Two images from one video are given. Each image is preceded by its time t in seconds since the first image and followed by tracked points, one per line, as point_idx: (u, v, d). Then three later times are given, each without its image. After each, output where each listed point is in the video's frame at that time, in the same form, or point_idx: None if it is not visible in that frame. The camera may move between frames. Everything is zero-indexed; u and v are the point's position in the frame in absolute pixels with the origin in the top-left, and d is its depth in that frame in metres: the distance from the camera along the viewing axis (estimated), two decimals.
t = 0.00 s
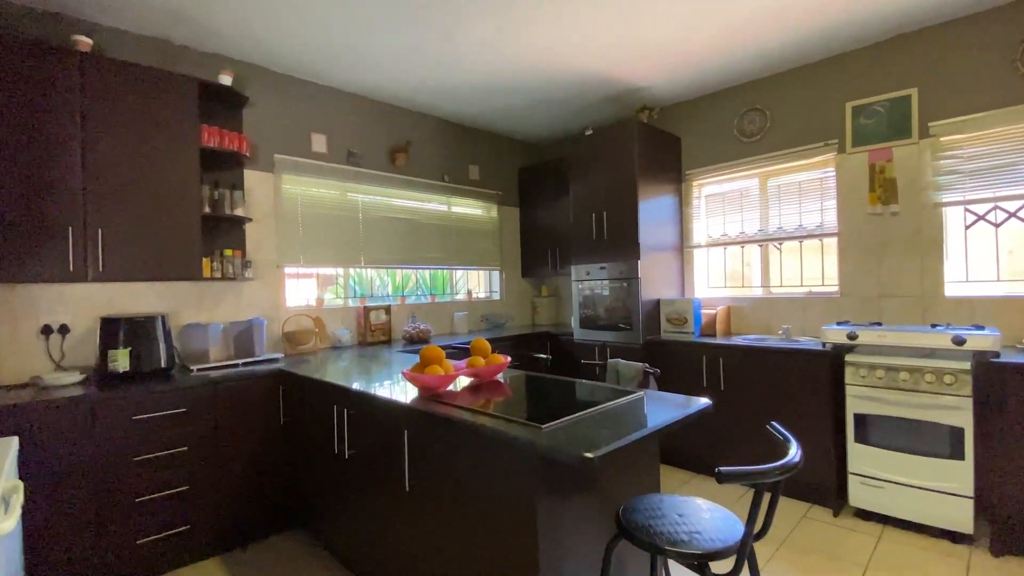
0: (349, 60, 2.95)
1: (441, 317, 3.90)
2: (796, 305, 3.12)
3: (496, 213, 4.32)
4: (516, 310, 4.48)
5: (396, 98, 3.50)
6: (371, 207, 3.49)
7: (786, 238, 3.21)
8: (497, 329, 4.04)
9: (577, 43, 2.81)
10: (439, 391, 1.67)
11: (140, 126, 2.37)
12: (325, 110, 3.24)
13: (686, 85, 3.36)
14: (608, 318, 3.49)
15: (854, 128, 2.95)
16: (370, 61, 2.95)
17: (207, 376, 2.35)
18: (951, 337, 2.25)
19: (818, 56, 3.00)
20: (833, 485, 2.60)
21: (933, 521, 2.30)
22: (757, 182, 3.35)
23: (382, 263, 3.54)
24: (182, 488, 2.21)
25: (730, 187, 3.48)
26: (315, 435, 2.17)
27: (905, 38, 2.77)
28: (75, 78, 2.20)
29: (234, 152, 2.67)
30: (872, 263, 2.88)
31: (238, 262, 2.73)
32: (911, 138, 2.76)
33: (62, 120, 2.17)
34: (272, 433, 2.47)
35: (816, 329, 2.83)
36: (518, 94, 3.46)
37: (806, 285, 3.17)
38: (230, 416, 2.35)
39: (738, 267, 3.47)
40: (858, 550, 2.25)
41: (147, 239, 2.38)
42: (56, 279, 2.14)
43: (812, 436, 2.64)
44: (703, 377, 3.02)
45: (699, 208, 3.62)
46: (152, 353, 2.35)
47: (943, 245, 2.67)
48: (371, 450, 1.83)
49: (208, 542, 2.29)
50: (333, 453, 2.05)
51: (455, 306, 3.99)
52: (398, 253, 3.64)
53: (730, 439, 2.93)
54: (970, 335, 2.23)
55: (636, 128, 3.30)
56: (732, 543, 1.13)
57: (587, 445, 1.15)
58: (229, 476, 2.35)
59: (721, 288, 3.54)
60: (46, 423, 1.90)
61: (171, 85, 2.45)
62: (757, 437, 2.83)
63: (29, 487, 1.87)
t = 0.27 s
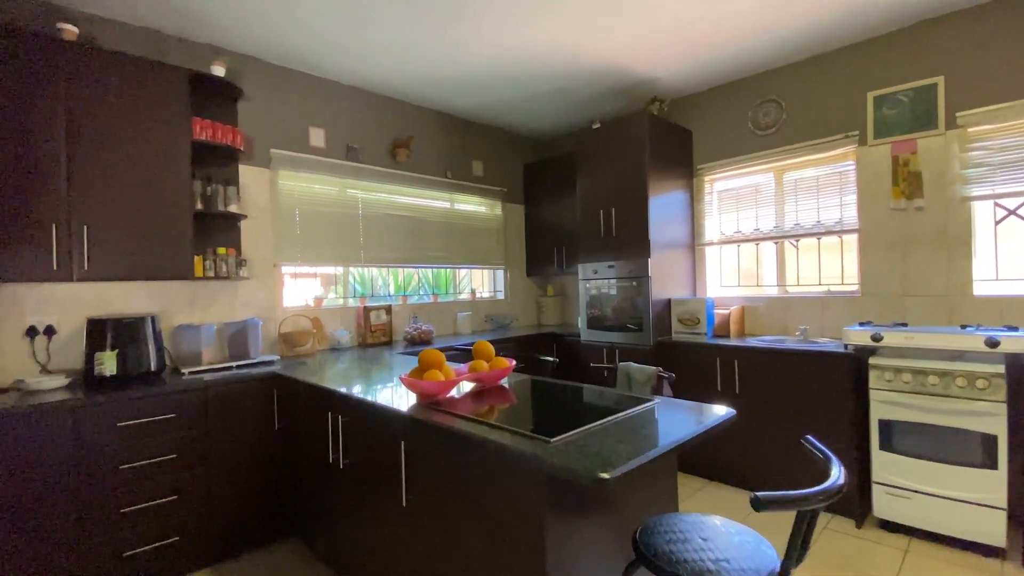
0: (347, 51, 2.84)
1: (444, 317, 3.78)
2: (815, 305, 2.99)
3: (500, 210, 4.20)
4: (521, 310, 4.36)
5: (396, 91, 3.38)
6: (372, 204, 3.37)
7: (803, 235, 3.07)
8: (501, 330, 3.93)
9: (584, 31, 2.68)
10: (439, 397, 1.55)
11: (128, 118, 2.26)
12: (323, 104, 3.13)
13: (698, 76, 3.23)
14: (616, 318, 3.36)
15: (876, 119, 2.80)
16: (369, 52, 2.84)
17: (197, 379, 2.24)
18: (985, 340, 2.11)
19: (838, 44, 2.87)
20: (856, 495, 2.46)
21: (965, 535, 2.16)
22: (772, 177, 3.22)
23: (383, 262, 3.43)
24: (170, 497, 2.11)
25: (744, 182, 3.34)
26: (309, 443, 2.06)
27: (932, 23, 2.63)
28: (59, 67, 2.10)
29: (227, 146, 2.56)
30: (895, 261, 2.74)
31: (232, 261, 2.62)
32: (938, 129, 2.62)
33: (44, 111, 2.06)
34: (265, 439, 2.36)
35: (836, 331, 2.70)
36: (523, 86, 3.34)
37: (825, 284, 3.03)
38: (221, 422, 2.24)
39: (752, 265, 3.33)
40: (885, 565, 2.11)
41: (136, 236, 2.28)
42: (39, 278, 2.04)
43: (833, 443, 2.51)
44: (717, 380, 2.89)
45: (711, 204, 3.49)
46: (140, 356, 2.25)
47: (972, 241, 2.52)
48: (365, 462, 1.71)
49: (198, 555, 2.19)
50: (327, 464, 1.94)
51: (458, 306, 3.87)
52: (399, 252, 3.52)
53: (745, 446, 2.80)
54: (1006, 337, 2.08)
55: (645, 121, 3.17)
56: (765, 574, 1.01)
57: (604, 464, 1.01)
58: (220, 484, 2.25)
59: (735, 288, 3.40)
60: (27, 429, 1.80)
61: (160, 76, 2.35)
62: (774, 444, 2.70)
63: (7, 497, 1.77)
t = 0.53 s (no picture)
0: (344, 42, 2.73)
1: (446, 318, 3.68)
2: (831, 306, 2.87)
3: (504, 208, 4.10)
4: (525, 311, 4.25)
5: (397, 85, 3.28)
6: (372, 201, 3.28)
7: (819, 233, 2.95)
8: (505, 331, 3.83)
9: (591, 21, 2.57)
10: (439, 404, 1.45)
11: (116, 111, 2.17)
12: (321, 97, 3.04)
13: (709, 68, 3.12)
14: (624, 318, 3.26)
15: (897, 111, 2.68)
16: (367, 43, 2.74)
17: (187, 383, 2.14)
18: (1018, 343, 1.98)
19: (856, 33, 2.75)
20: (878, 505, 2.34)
21: (996, 549, 2.04)
22: (786, 172, 3.10)
23: (383, 260, 3.33)
24: (158, 506, 2.01)
25: (756, 177, 3.23)
26: (302, 451, 1.96)
27: (956, 10, 2.50)
28: (42, 56, 2.01)
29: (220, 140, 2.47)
30: (918, 260, 2.61)
31: (225, 259, 2.53)
32: (963, 121, 2.49)
33: (27, 102, 1.98)
34: (258, 445, 2.27)
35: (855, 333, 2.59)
36: (527, 79, 3.24)
37: (842, 284, 2.91)
38: (212, 428, 2.15)
39: (766, 264, 3.21)
40: None
41: (123, 234, 2.18)
42: (21, 278, 1.95)
43: (853, 451, 2.39)
44: (730, 383, 2.77)
45: (722, 201, 3.37)
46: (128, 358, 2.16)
47: (1000, 239, 2.40)
48: (360, 473, 1.61)
49: (187, 567, 2.09)
50: (321, 473, 1.83)
51: (461, 306, 3.77)
52: (400, 250, 3.42)
53: (759, 452, 2.69)
54: None
55: (654, 115, 3.06)
56: None
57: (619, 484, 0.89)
58: (211, 492, 2.15)
59: (747, 288, 3.29)
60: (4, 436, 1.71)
61: (150, 66, 2.26)
62: (790, 450, 2.59)
63: None
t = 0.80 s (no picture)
0: (342, 31, 2.63)
1: (448, 317, 3.58)
2: (848, 306, 2.76)
3: (507, 205, 4.00)
4: (528, 310, 4.15)
5: (396, 77, 3.18)
6: (371, 197, 3.18)
7: (834, 230, 2.84)
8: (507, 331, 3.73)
9: (598, 9, 2.47)
10: (437, 410, 1.35)
11: (102, 100, 2.08)
12: (319, 89, 2.94)
13: (719, 60, 3.01)
14: (631, 318, 3.15)
15: (917, 103, 2.57)
16: (366, 32, 2.64)
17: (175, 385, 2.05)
18: None
19: (875, 22, 2.64)
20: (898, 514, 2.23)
21: None
22: (800, 168, 2.99)
23: (383, 258, 3.23)
24: (144, 514, 1.92)
25: (768, 173, 3.12)
26: (295, 458, 1.86)
27: None
28: (24, 42, 1.92)
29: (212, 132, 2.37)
30: (939, 259, 2.51)
31: (217, 256, 2.44)
32: (988, 112, 2.38)
33: (8, 89, 1.88)
34: (250, 450, 2.18)
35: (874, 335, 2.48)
36: (531, 71, 3.13)
37: (859, 283, 2.81)
38: (201, 432, 2.05)
39: (779, 263, 3.11)
40: None
41: (109, 229, 2.09)
42: None
43: (873, 458, 2.29)
44: (742, 386, 2.67)
45: (732, 197, 3.26)
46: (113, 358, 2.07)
47: None
48: (354, 483, 1.51)
49: None
50: (314, 482, 1.74)
51: (462, 305, 3.67)
52: (400, 248, 3.33)
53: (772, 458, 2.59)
54: None
55: (663, 108, 2.96)
56: None
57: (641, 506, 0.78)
58: (201, 499, 2.06)
59: (759, 287, 3.18)
60: None
61: (138, 54, 2.16)
62: (805, 456, 2.48)
63: None
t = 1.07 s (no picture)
0: (337, 21, 2.53)
1: (448, 318, 3.49)
2: (862, 307, 2.67)
3: (509, 202, 3.90)
4: (530, 310, 4.06)
5: (395, 69, 3.08)
6: (369, 193, 3.08)
7: (848, 229, 2.74)
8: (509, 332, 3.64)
9: None
10: (435, 419, 1.25)
11: (84, 90, 1.98)
12: (314, 82, 2.84)
13: (729, 52, 2.91)
14: (636, 320, 3.06)
15: (936, 97, 2.47)
16: (362, 22, 2.53)
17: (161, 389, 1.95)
18: None
19: (892, 12, 2.53)
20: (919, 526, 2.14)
21: None
22: (812, 164, 2.89)
23: (381, 256, 3.14)
24: (127, 526, 1.82)
25: (779, 170, 3.02)
26: (286, 467, 1.77)
27: None
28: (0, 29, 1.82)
29: (202, 125, 2.27)
30: (958, 258, 2.41)
31: (207, 253, 2.34)
32: (1012, 106, 2.27)
33: None
34: (241, 457, 2.08)
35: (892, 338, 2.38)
36: (534, 64, 3.03)
37: (874, 283, 2.71)
38: (188, 439, 1.96)
39: (790, 262, 3.01)
40: None
41: (92, 226, 1.99)
42: None
43: (890, 466, 2.19)
44: (753, 391, 2.57)
45: (742, 195, 3.16)
46: (97, 360, 1.99)
47: None
48: (346, 498, 1.41)
49: None
50: (305, 494, 1.64)
51: (463, 305, 3.58)
52: (399, 246, 3.23)
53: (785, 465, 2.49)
54: None
55: (671, 103, 2.86)
56: None
57: (667, 541, 0.68)
58: (188, 509, 1.96)
59: (769, 287, 3.09)
60: None
61: (124, 42, 2.06)
62: (819, 464, 2.39)
63: None
